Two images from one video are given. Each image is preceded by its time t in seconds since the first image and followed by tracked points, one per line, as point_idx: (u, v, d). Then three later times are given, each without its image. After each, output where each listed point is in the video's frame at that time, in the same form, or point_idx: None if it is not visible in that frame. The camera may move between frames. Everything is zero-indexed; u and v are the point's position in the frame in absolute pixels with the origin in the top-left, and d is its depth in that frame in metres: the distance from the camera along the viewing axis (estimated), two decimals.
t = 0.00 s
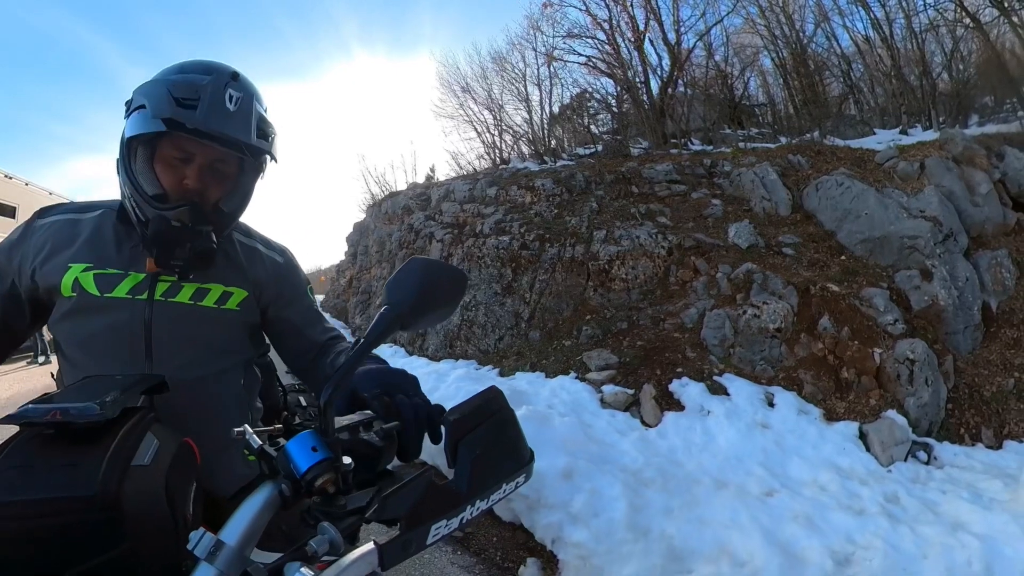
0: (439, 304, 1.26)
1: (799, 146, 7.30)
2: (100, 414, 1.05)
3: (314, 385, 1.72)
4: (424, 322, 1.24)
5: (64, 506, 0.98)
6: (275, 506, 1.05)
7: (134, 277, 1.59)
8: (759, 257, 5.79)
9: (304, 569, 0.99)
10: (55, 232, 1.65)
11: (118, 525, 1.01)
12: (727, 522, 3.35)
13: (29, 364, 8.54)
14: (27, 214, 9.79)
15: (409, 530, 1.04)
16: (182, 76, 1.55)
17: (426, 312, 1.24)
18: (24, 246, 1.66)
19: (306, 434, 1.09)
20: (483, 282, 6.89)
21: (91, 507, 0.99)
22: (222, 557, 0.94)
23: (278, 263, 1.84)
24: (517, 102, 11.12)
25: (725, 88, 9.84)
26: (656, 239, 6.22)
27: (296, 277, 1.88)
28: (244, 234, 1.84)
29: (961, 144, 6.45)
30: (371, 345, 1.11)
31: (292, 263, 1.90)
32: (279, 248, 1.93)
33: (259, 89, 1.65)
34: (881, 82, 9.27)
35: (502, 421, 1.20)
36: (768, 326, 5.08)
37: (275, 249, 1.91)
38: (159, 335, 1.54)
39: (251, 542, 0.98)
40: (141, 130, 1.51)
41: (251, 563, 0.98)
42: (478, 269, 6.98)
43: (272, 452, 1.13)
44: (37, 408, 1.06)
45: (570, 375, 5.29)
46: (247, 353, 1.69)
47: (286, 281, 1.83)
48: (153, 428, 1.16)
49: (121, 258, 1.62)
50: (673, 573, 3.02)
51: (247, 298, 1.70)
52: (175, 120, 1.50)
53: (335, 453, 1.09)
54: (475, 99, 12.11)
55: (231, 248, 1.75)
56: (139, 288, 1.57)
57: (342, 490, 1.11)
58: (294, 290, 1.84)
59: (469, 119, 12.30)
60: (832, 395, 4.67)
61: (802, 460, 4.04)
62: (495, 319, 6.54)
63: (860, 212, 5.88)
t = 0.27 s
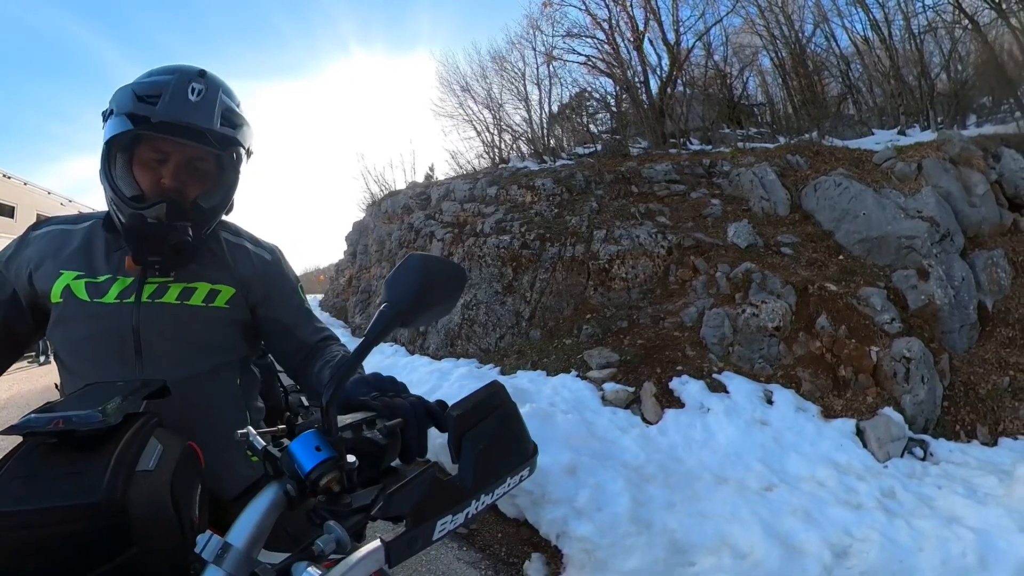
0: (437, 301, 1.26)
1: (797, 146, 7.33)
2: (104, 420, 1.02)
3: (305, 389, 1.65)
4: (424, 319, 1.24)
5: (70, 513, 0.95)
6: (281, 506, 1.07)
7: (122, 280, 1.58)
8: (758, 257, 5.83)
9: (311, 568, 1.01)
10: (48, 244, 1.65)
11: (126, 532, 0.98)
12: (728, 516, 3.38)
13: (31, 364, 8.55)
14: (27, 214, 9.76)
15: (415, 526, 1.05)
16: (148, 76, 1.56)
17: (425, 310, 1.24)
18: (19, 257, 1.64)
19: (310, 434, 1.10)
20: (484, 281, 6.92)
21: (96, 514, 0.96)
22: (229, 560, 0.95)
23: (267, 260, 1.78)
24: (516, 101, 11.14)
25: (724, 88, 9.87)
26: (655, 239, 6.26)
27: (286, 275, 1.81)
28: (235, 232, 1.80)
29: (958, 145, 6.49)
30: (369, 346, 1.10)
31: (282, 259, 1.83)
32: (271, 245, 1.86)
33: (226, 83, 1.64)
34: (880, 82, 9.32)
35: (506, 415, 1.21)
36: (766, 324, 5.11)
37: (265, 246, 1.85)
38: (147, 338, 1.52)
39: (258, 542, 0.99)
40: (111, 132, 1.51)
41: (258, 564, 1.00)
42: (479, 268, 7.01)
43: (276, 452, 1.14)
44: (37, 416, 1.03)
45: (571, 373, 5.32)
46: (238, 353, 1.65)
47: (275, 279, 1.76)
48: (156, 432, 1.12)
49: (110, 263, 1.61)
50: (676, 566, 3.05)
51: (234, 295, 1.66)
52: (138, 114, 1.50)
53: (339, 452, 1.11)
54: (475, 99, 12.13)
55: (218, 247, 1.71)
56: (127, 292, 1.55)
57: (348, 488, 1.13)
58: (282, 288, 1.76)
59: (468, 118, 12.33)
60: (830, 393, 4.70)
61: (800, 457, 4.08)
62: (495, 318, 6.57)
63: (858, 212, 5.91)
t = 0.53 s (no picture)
0: (434, 298, 1.26)
1: (796, 145, 7.34)
2: (103, 422, 1.02)
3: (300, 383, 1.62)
4: (422, 318, 1.24)
5: (70, 515, 0.95)
6: (281, 506, 1.07)
7: (110, 280, 1.58)
8: (756, 256, 5.84)
9: (311, 568, 1.01)
10: (38, 248, 1.65)
11: (128, 532, 0.98)
12: (727, 514, 3.39)
13: (30, 364, 8.55)
14: (26, 213, 9.72)
15: (415, 525, 1.05)
16: (122, 72, 1.61)
17: (424, 308, 1.24)
18: (8, 262, 1.66)
19: (309, 433, 1.11)
20: (483, 280, 6.92)
21: (96, 516, 0.96)
22: (229, 560, 0.95)
23: (256, 254, 1.75)
24: (515, 100, 11.13)
25: (724, 87, 9.88)
26: (654, 238, 6.27)
27: (277, 268, 1.78)
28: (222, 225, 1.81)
29: (956, 145, 6.50)
30: (370, 344, 1.10)
31: (272, 253, 1.80)
32: (260, 240, 1.84)
33: (197, 73, 1.66)
34: (878, 82, 9.33)
35: (504, 413, 1.21)
36: (765, 323, 5.13)
37: (255, 240, 1.82)
38: (136, 338, 1.51)
39: (257, 542, 0.99)
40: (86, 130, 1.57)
41: (259, 564, 1.00)
42: (478, 267, 7.01)
43: (275, 452, 1.14)
44: (36, 419, 1.04)
45: (570, 371, 5.33)
46: (230, 348, 1.63)
47: (267, 273, 1.73)
48: (155, 433, 1.12)
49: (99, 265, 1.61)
50: (676, 563, 3.06)
51: (221, 290, 1.63)
52: (107, 106, 1.55)
53: (339, 451, 1.11)
54: (474, 97, 12.12)
55: (203, 240, 1.70)
56: (113, 293, 1.54)
57: (348, 487, 1.13)
58: (274, 281, 1.73)
59: (467, 117, 12.32)
60: (828, 391, 4.71)
61: (799, 455, 4.09)
62: (495, 317, 6.57)
63: (856, 212, 5.93)
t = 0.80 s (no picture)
0: (433, 297, 1.26)
1: (794, 145, 7.34)
2: (100, 422, 1.02)
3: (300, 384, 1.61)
4: (421, 318, 1.24)
5: (69, 515, 0.95)
6: (280, 505, 1.07)
7: (112, 280, 1.58)
8: (755, 255, 5.85)
9: (311, 567, 1.01)
10: (39, 245, 1.65)
11: (128, 532, 0.97)
12: (725, 513, 3.40)
13: (29, 364, 8.55)
14: (23, 212, 9.69)
15: (414, 524, 1.06)
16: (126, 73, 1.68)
17: (423, 308, 1.24)
18: (11, 259, 1.66)
19: (308, 433, 1.11)
20: (482, 279, 6.92)
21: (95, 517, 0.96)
22: (228, 560, 0.95)
23: (257, 255, 1.74)
24: (514, 99, 11.12)
25: (722, 86, 9.88)
26: (652, 237, 6.27)
27: (279, 269, 1.77)
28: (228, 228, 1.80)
29: (954, 144, 6.51)
30: (368, 345, 1.11)
31: (273, 254, 1.80)
32: (262, 240, 1.83)
33: (195, 71, 1.68)
34: (877, 82, 9.34)
35: (504, 412, 1.21)
36: (763, 323, 5.14)
37: (256, 241, 1.82)
38: (136, 337, 1.51)
39: (256, 542, 1.00)
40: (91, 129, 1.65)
41: (258, 564, 1.00)
42: (476, 266, 7.01)
43: (274, 451, 1.14)
44: (34, 419, 1.03)
45: (569, 370, 5.34)
46: (231, 349, 1.62)
47: (268, 273, 1.73)
48: (154, 432, 1.11)
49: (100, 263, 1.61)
50: (674, 561, 3.07)
51: (224, 290, 1.63)
52: (106, 104, 1.61)
53: (338, 451, 1.11)
54: (472, 96, 12.11)
55: (205, 242, 1.70)
56: (116, 292, 1.55)
57: (346, 486, 1.13)
58: (275, 282, 1.73)
59: (466, 116, 12.31)
60: (826, 390, 4.73)
61: (797, 453, 4.10)
62: (493, 316, 6.57)
63: (854, 211, 5.94)
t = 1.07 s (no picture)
0: (431, 295, 1.26)
1: (793, 144, 7.35)
2: (98, 423, 1.02)
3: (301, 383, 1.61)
4: (420, 316, 1.24)
5: (67, 516, 0.95)
6: (278, 505, 1.08)
7: (111, 279, 1.58)
8: (753, 254, 5.85)
9: (310, 566, 1.00)
10: (39, 244, 1.65)
11: (126, 532, 0.98)
12: (724, 511, 3.41)
13: (27, 364, 8.54)
14: (20, 212, 9.67)
15: (413, 523, 1.06)
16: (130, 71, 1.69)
17: (422, 306, 1.24)
18: (10, 257, 1.66)
19: (307, 432, 1.11)
20: (481, 278, 6.92)
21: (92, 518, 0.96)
22: (228, 560, 0.95)
23: (257, 254, 1.74)
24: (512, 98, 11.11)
25: (721, 86, 9.88)
26: (651, 236, 6.28)
27: (279, 268, 1.77)
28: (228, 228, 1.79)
29: (952, 144, 6.52)
30: (366, 343, 1.11)
31: (274, 254, 1.80)
32: (262, 240, 1.83)
33: (196, 68, 1.69)
34: (875, 81, 9.36)
35: (502, 410, 1.21)
36: (761, 322, 5.15)
37: (256, 240, 1.81)
38: (135, 336, 1.50)
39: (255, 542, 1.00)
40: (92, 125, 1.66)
41: (258, 564, 1.00)
42: (475, 265, 7.01)
43: (273, 451, 1.15)
44: (31, 419, 1.03)
45: (567, 369, 5.34)
46: (230, 348, 1.62)
47: (268, 273, 1.72)
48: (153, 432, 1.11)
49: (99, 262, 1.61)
50: (673, 560, 3.08)
51: (223, 290, 1.63)
52: (109, 99, 1.62)
53: (336, 450, 1.11)
54: (471, 95, 12.11)
55: (205, 241, 1.69)
56: (115, 291, 1.55)
57: (345, 485, 1.13)
58: (276, 281, 1.72)
59: (464, 114, 12.30)
60: (824, 389, 4.74)
61: (795, 452, 4.11)
62: (492, 315, 6.58)
63: (853, 211, 5.95)
